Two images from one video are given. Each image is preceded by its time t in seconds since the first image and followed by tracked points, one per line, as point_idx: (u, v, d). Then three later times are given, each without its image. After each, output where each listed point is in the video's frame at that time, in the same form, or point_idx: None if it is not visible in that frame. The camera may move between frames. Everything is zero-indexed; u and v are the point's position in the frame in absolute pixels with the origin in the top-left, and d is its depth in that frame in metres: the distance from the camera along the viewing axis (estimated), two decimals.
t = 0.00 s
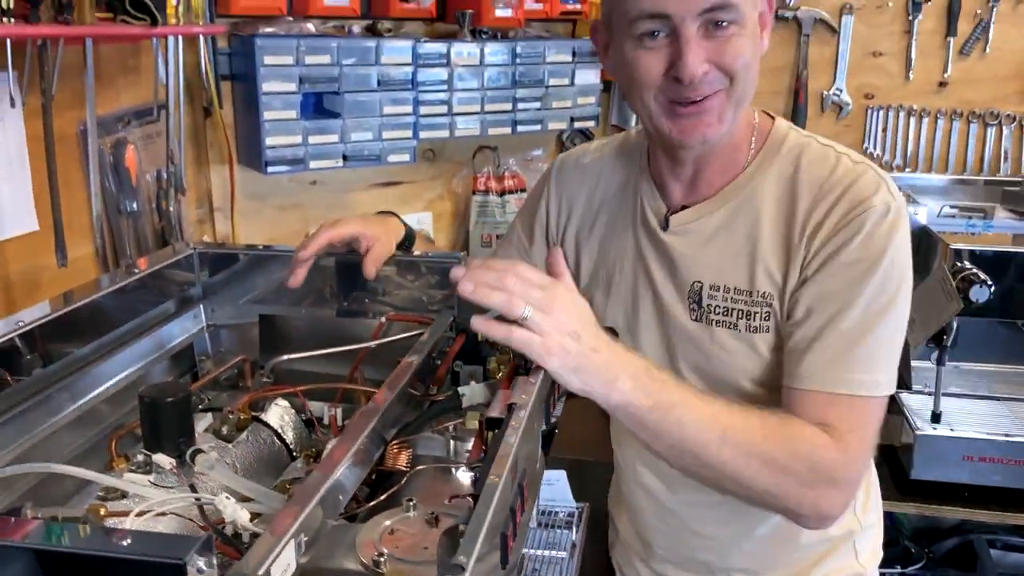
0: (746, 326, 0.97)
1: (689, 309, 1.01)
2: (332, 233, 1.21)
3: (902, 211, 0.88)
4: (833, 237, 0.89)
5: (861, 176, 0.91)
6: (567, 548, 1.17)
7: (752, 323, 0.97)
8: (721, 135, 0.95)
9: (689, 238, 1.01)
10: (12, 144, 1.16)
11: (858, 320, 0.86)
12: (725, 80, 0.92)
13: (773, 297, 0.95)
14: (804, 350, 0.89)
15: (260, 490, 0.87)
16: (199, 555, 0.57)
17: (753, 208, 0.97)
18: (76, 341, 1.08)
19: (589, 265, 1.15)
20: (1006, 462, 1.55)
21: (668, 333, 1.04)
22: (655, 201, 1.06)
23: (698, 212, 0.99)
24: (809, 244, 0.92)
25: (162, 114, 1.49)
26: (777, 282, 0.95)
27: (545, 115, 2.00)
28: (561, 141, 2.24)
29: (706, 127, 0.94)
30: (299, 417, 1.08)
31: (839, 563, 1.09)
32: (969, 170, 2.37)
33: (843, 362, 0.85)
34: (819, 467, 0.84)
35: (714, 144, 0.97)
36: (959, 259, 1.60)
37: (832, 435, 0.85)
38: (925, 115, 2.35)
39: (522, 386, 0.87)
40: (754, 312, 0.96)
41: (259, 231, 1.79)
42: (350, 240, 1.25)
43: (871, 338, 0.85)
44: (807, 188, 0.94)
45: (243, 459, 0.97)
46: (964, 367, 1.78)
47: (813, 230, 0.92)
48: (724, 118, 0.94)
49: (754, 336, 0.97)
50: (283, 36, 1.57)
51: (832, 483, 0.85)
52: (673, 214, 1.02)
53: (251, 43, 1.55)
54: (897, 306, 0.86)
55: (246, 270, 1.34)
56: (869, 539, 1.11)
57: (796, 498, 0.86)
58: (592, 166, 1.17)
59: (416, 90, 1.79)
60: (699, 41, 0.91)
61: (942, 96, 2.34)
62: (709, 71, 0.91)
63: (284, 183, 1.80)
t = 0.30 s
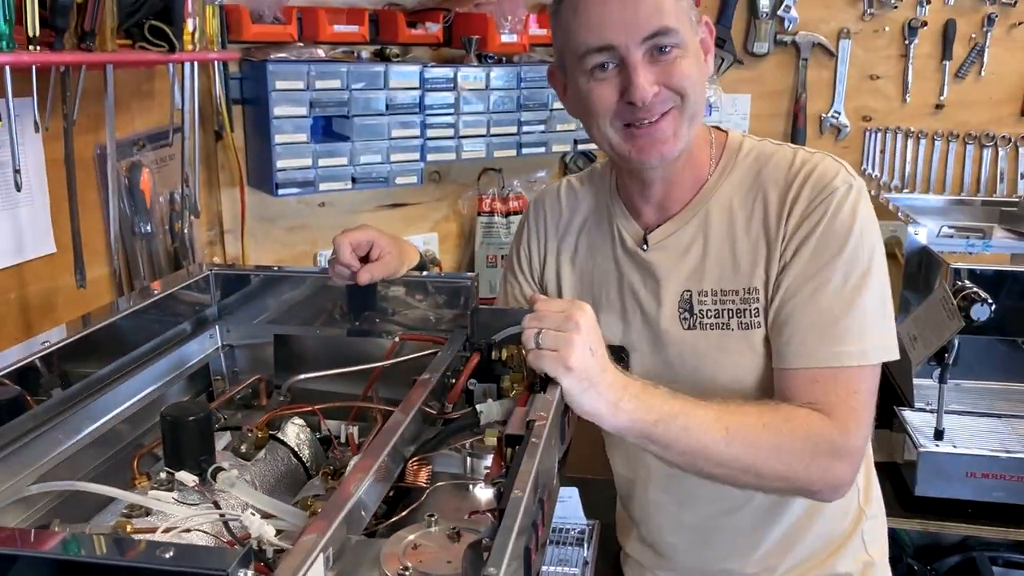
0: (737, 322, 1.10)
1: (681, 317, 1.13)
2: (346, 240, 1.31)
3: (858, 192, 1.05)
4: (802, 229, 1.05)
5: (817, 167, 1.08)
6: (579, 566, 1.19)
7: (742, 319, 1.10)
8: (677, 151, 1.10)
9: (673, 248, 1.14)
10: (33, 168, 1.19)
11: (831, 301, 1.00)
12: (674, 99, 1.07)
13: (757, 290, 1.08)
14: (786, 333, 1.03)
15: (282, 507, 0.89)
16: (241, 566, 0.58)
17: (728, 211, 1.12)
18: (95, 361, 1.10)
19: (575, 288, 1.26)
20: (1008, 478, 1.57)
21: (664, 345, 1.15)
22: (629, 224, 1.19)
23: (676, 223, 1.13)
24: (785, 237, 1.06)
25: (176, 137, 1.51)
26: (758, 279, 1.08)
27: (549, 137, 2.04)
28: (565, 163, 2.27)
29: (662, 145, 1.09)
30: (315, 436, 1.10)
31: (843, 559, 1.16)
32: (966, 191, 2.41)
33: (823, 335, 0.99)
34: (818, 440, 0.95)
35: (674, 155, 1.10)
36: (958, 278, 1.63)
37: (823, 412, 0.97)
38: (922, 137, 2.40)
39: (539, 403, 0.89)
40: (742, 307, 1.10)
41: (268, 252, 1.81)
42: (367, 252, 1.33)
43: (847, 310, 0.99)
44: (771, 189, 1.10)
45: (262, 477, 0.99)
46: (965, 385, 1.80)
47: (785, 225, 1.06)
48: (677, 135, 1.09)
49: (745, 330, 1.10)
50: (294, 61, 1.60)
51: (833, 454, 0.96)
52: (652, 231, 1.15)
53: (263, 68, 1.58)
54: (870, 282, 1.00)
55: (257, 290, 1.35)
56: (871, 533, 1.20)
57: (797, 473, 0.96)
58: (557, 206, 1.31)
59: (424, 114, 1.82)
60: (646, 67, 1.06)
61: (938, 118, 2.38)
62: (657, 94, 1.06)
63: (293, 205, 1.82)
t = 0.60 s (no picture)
0: (747, 333, 1.10)
1: (692, 326, 1.14)
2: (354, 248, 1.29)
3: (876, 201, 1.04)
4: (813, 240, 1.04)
5: (833, 177, 1.07)
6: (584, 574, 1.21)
7: (753, 330, 1.10)
8: (671, 175, 1.08)
9: (685, 257, 1.14)
10: (44, 180, 1.20)
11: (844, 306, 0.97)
12: (665, 129, 1.05)
13: (769, 301, 1.08)
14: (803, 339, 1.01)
15: (294, 514, 0.90)
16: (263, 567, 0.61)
17: (742, 220, 1.11)
18: (105, 372, 1.11)
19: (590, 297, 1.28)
20: (1008, 486, 1.58)
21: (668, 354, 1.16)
22: (644, 234, 1.20)
23: (690, 232, 1.13)
24: (798, 246, 1.05)
25: (183, 151, 1.53)
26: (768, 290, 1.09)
27: (550, 150, 2.06)
28: (565, 175, 2.29)
29: (653, 172, 1.08)
30: (323, 445, 1.11)
31: None
32: (962, 203, 2.44)
33: (840, 331, 0.95)
34: (841, 422, 0.87)
35: (666, 180, 1.09)
36: (955, 288, 1.65)
37: (850, 397, 0.89)
38: (918, 150, 2.43)
39: (548, 410, 0.91)
40: (753, 319, 1.10)
41: (273, 263, 1.83)
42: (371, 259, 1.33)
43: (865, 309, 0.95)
44: (787, 197, 1.09)
45: (273, 484, 1.00)
46: (963, 395, 1.82)
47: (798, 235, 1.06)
48: (668, 161, 1.07)
49: (755, 342, 1.10)
50: (299, 75, 1.62)
51: (861, 441, 0.87)
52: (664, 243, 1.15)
53: (268, 83, 1.60)
54: (887, 282, 0.97)
55: (264, 303, 1.36)
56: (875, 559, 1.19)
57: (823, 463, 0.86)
58: (577, 216, 1.32)
59: (427, 127, 1.84)
60: (632, 96, 1.03)
61: (934, 131, 2.41)
62: (644, 123, 1.04)
63: (297, 217, 1.84)
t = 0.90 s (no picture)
0: (743, 359, 1.05)
1: (692, 339, 1.11)
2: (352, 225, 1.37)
3: (904, 250, 0.93)
4: (820, 276, 0.97)
5: (865, 213, 0.97)
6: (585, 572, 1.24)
7: (749, 359, 1.05)
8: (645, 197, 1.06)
9: (696, 272, 1.10)
10: (50, 185, 1.22)
11: (842, 363, 0.93)
12: (620, 159, 1.03)
13: (769, 332, 1.02)
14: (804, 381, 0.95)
15: (300, 512, 0.91)
16: (277, 559, 0.65)
17: (759, 246, 1.05)
18: (110, 374, 1.11)
19: (620, 301, 1.27)
20: (1005, 487, 1.60)
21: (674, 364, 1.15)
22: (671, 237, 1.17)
23: (705, 247, 1.09)
24: (807, 285, 0.99)
25: (187, 155, 1.54)
26: (767, 319, 1.03)
27: (549, 155, 2.08)
28: (564, 181, 2.31)
29: (620, 194, 1.07)
30: (326, 446, 1.12)
31: None
32: (957, 207, 2.46)
33: (825, 389, 0.93)
34: (813, 505, 0.91)
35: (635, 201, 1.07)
36: (951, 290, 1.67)
37: (828, 476, 0.92)
38: (914, 155, 2.45)
39: (552, 409, 0.93)
40: (750, 346, 1.04)
41: (275, 268, 1.84)
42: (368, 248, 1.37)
43: (869, 377, 0.92)
44: (813, 224, 1.01)
45: (278, 484, 1.01)
46: (959, 397, 1.83)
47: (811, 268, 0.99)
48: (635, 186, 1.05)
49: (749, 369, 1.05)
50: (301, 81, 1.63)
51: (826, 520, 0.92)
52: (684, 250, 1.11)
53: (271, 88, 1.61)
54: (887, 355, 0.92)
55: (267, 306, 1.36)
56: None
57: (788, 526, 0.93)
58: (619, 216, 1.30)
59: (427, 132, 1.85)
60: (592, 123, 1.03)
61: (930, 136, 2.43)
62: (603, 149, 1.04)
63: (299, 222, 1.85)
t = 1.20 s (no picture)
0: (740, 380, 1.05)
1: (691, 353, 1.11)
2: (349, 224, 1.36)
3: (910, 285, 0.89)
4: (818, 303, 0.95)
5: (871, 241, 0.93)
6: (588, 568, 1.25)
7: (745, 380, 1.04)
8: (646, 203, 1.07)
9: (702, 285, 1.10)
10: (53, 183, 1.22)
11: (839, 400, 0.90)
12: (618, 168, 1.04)
13: (766, 355, 1.02)
14: (798, 414, 0.93)
15: (303, 508, 0.92)
16: (285, 552, 0.65)
17: (762, 266, 1.03)
18: (112, 373, 1.12)
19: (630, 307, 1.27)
20: (1004, 483, 1.61)
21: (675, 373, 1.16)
22: (682, 243, 1.17)
23: (709, 262, 1.08)
24: (804, 310, 0.97)
25: (188, 154, 1.54)
26: (765, 340, 1.02)
27: (549, 154, 2.09)
28: (564, 180, 2.32)
29: (622, 198, 1.08)
30: (329, 444, 1.12)
31: None
32: (956, 206, 2.47)
33: (818, 422, 0.91)
34: (796, 541, 0.90)
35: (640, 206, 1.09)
36: (951, 288, 1.68)
37: (818, 514, 0.90)
38: (913, 153, 2.45)
39: (555, 403, 0.95)
40: (747, 366, 1.04)
41: (276, 267, 1.84)
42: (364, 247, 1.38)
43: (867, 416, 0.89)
44: (817, 247, 0.98)
45: (282, 481, 1.01)
46: (958, 394, 1.84)
47: (810, 293, 0.97)
48: (635, 193, 1.06)
49: (744, 391, 1.05)
50: (302, 80, 1.63)
51: (808, 555, 0.91)
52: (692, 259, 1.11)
53: (272, 87, 1.61)
54: (884, 392, 0.89)
55: (268, 304, 1.36)
56: None
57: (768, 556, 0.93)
58: (635, 224, 1.30)
59: (428, 132, 1.86)
60: (590, 128, 1.04)
61: (929, 135, 2.44)
62: (601, 155, 1.05)
63: (299, 221, 1.85)
